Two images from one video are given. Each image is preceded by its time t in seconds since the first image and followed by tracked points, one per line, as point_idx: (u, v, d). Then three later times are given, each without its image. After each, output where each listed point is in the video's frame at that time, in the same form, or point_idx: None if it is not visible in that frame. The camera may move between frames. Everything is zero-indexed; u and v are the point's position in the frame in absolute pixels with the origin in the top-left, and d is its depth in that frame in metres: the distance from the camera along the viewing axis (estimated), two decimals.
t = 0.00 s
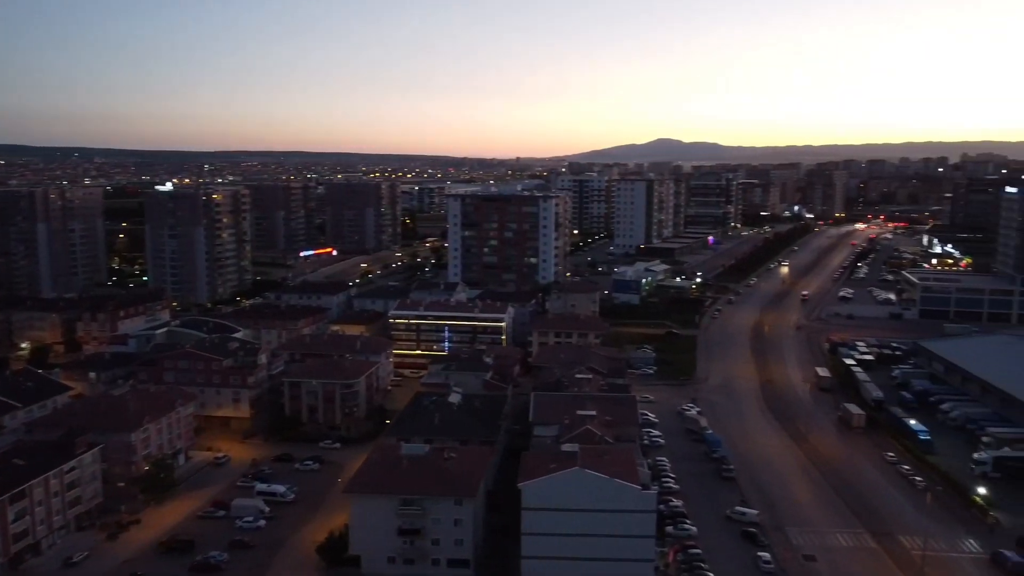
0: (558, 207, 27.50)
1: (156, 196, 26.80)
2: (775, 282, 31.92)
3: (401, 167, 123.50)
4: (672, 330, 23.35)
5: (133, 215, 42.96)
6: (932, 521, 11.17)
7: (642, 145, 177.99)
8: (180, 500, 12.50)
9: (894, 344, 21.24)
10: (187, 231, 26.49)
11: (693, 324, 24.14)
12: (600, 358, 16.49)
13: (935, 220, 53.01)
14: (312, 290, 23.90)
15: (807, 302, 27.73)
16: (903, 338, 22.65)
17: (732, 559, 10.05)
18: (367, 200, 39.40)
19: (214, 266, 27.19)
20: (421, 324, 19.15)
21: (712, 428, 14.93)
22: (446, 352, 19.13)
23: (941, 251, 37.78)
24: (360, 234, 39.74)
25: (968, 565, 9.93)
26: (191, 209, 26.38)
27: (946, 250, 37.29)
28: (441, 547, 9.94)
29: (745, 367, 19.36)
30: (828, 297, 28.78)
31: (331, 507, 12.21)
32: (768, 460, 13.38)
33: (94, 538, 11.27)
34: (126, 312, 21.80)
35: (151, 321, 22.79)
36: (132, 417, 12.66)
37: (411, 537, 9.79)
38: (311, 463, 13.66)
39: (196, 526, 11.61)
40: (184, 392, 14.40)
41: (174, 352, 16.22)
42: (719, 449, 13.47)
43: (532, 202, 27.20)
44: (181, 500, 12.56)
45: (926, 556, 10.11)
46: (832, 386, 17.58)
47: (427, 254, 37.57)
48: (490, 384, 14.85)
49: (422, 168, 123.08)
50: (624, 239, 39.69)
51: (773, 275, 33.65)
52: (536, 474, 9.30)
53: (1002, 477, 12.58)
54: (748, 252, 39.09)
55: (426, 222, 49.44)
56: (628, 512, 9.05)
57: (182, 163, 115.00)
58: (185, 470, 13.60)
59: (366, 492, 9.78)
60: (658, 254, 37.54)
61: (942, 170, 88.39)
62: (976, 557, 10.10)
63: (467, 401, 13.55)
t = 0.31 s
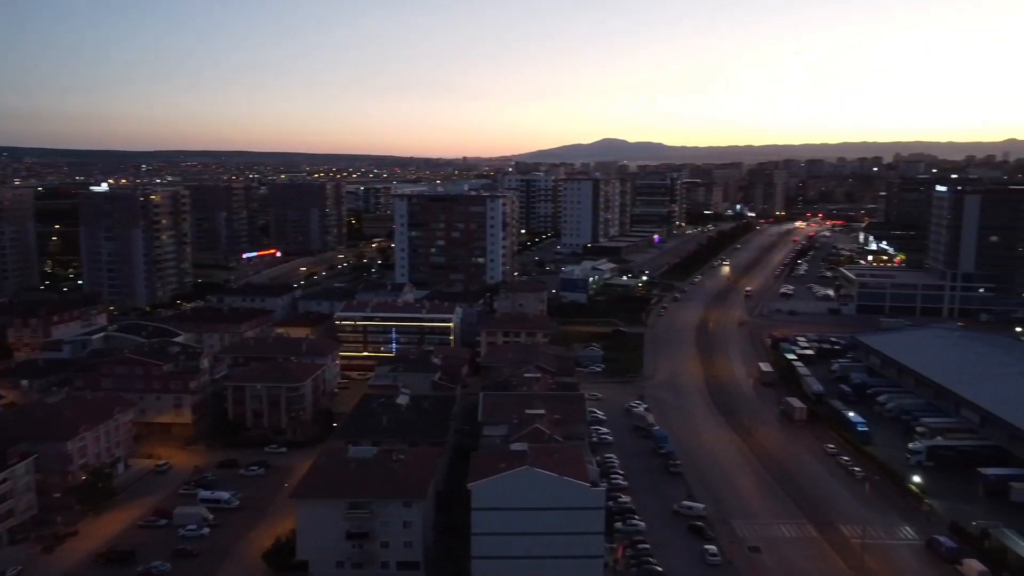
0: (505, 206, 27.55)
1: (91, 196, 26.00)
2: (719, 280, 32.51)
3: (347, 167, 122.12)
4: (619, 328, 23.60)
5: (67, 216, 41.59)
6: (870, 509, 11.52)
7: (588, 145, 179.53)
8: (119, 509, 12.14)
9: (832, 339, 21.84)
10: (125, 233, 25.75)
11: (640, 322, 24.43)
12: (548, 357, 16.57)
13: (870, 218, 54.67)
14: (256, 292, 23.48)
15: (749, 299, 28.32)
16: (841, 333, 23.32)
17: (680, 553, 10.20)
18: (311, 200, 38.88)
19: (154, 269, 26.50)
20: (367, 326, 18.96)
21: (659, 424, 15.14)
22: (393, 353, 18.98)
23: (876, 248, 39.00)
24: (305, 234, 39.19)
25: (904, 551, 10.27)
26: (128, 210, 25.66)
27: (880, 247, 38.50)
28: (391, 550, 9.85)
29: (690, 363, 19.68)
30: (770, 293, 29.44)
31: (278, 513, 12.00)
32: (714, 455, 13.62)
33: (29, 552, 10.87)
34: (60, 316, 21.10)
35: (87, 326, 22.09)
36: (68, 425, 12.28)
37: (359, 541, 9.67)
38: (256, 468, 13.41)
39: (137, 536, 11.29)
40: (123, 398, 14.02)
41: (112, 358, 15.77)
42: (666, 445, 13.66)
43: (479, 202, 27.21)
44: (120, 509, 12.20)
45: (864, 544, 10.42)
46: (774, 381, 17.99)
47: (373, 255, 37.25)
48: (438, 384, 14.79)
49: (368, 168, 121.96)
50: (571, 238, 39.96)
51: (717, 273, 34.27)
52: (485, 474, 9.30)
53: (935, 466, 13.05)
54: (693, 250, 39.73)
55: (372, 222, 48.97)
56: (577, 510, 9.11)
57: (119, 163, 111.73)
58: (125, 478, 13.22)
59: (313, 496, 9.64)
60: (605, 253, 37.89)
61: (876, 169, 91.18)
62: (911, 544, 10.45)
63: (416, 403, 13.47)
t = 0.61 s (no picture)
0: (446, 206, 27.46)
1: (15, 198, 24.97)
2: (658, 278, 32.99)
3: (285, 167, 120.10)
4: (560, 326, 23.76)
5: None
6: (806, 499, 11.84)
7: (529, 145, 180.26)
8: (47, 522, 11.67)
9: (768, 334, 22.38)
10: (51, 236, 24.80)
11: (581, 320, 24.64)
12: (491, 356, 16.57)
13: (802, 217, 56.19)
14: (190, 296, 22.90)
15: (688, 296, 28.81)
16: (777, 328, 23.90)
17: (623, 548, 10.31)
18: (247, 201, 38.08)
19: (82, 273, 25.59)
20: (307, 328, 18.66)
21: (601, 422, 15.29)
22: (334, 356, 18.72)
23: (809, 245, 40.10)
24: (241, 236, 38.37)
25: (839, 539, 10.58)
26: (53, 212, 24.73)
27: (813, 244, 39.60)
28: (334, 555, 9.70)
29: (632, 361, 19.93)
30: (708, 291, 30.01)
31: (216, 521, 11.71)
32: (655, 450, 13.82)
33: None
34: None
35: (12, 333, 21.20)
36: None
37: (301, 547, 9.49)
38: (192, 476, 13.05)
39: (67, 550, 10.87)
40: (51, 408, 13.52)
41: (38, 366, 15.18)
42: (609, 442, 13.81)
43: (420, 202, 27.06)
44: (49, 522, 11.73)
45: (801, 533, 10.69)
46: (713, 376, 18.36)
47: (313, 256, 36.69)
48: (380, 386, 14.65)
49: (306, 168, 120.04)
50: (512, 238, 40.04)
51: (656, 271, 34.77)
52: (430, 475, 9.26)
53: (866, 456, 13.50)
54: (632, 248, 40.24)
55: (310, 223, 48.22)
56: (523, 508, 9.13)
57: (43, 163, 107.57)
58: (53, 490, 12.71)
59: (253, 503, 9.44)
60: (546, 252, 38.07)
61: (807, 169, 93.75)
62: (845, 532, 10.77)
63: (357, 406, 13.32)
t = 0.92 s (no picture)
0: (392, 206, 27.25)
1: None
2: (606, 276, 33.30)
3: (226, 167, 117.70)
4: (509, 326, 23.82)
5: None
6: (751, 492, 12.08)
7: (476, 144, 179.96)
8: None
9: (713, 331, 22.76)
10: None
11: (530, 320, 24.74)
12: (440, 357, 16.51)
13: (744, 216, 57.30)
14: (130, 300, 22.29)
15: (635, 295, 29.12)
16: (722, 325, 24.34)
17: (573, 546, 10.37)
18: (188, 202, 37.22)
19: (14, 277, 24.68)
20: (251, 332, 18.32)
21: (551, 420, 15.35)
22: (279, 359, 18.42)
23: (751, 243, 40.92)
24: (182, 238, 37.47)
25: (783, 530, 10.82)
26: None
27: (755, 242, 40.43)
28: (281, 561, 9.53)
29: (580, 359, 20.07)
30: (654, 289, 30.40)
31: (157, 531, 11.41)
32: (604, 448, 13.93)
33: None
34: None
35: None
36: None
37: (247, 554, 9.31)
38: (133, 485, 12.69)
39: None
40: None
41: None
42: (558, 441, 13.87)
43: (366, 202, 26.82)
44: None
45: (747, 526, 10.90)
46: (660, 373, 18.60)
47: (257, 258, 36.05)
48: (327, 389, 14.46)
49: (249, 168, 117.81)
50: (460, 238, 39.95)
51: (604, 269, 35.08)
52: (378, 478, 9.17)
53: (808, 448, 13.83)
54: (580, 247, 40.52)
55: (254, 223, 47.32)
56: (473, 509, 9.12)
57: None
58: None
59: (197, 511, 9.23)
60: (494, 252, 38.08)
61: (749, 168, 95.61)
62: (789, 523, 11.03)
63: (304, 410, 13.12)
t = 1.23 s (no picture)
0: (337, 207, 26.94)
1: None
2: (553, 275, 33.46)
3: (164, 167, 114.71)
4: (457, 326, 23.78)
5: None
6: (697, 486, 12.28)
7: (421, 144, 178.96)
8: None
9: (659, 329, 23.07)
10: None
11: (477, 320, 24.73)
12: (387, 359, 16.37)
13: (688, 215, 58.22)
14: (63, 305, 21.55)
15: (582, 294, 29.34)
16: (667, 322, 24.71)
17: (523, 545, 10.40)
18: (125, 203, 36.17)
19: None
20: (192, 336, 17.88)
21: (499, 420, 15.37)
22: (221, 363, 18.01)
23: (695, 242, 41.59)
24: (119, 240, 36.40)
25: (728, 523, 11.03)
26: None
27: (699, 241, 41.13)
28: (225, 570, 9.33)
29: (528, 358, 20.13)
30: (601, 287, 30.68)
31: (95, 543, 11.05)
32: (553, 446, 14.00)
33: None
34: None
35: None
36: None
37: (190, 564, 9.09)
38: (69, 496, 12.28)
39: None
40: None
41: None
42: (507, 440, 13.89)
43: (310, 202, 26.46)
44: None
45: (693, 520, 11.08)
46: (607, 370, 18.78)
47: (197, 260, 35.24)
48: (271, 393, 14.21)
49: (189, 168, 115.10)
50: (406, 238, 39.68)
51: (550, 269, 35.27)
52: (326, 482, 9.06)
53: (751, 442, 14.12)
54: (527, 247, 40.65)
55: (194, 224, 46.24)
56: (422, 511, 9.07)
57: None
58: None
59: (138, 520, 8.97)
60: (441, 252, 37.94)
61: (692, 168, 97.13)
62: (733, 516, 11.24)
63: (248, 415, 12.87)
